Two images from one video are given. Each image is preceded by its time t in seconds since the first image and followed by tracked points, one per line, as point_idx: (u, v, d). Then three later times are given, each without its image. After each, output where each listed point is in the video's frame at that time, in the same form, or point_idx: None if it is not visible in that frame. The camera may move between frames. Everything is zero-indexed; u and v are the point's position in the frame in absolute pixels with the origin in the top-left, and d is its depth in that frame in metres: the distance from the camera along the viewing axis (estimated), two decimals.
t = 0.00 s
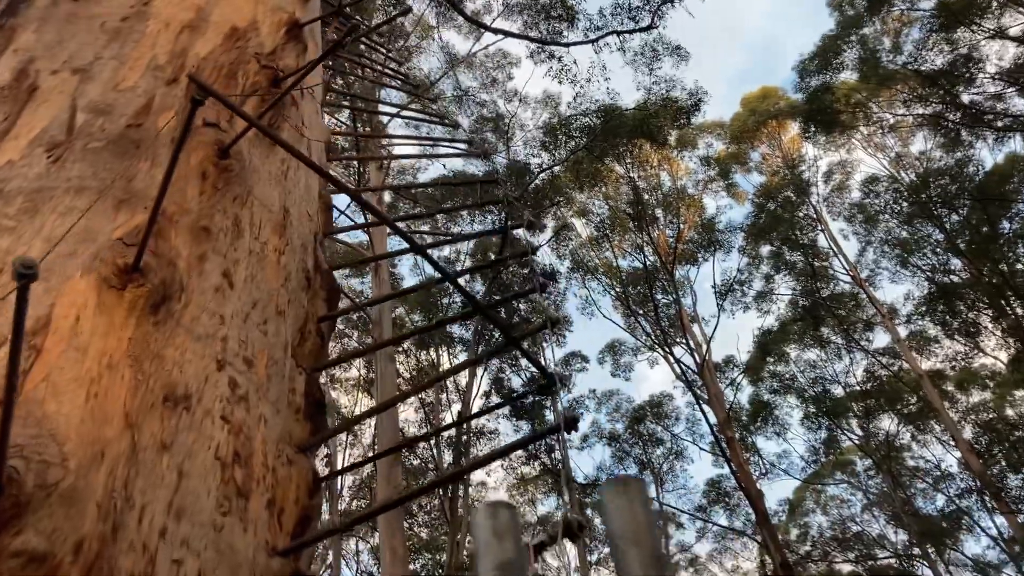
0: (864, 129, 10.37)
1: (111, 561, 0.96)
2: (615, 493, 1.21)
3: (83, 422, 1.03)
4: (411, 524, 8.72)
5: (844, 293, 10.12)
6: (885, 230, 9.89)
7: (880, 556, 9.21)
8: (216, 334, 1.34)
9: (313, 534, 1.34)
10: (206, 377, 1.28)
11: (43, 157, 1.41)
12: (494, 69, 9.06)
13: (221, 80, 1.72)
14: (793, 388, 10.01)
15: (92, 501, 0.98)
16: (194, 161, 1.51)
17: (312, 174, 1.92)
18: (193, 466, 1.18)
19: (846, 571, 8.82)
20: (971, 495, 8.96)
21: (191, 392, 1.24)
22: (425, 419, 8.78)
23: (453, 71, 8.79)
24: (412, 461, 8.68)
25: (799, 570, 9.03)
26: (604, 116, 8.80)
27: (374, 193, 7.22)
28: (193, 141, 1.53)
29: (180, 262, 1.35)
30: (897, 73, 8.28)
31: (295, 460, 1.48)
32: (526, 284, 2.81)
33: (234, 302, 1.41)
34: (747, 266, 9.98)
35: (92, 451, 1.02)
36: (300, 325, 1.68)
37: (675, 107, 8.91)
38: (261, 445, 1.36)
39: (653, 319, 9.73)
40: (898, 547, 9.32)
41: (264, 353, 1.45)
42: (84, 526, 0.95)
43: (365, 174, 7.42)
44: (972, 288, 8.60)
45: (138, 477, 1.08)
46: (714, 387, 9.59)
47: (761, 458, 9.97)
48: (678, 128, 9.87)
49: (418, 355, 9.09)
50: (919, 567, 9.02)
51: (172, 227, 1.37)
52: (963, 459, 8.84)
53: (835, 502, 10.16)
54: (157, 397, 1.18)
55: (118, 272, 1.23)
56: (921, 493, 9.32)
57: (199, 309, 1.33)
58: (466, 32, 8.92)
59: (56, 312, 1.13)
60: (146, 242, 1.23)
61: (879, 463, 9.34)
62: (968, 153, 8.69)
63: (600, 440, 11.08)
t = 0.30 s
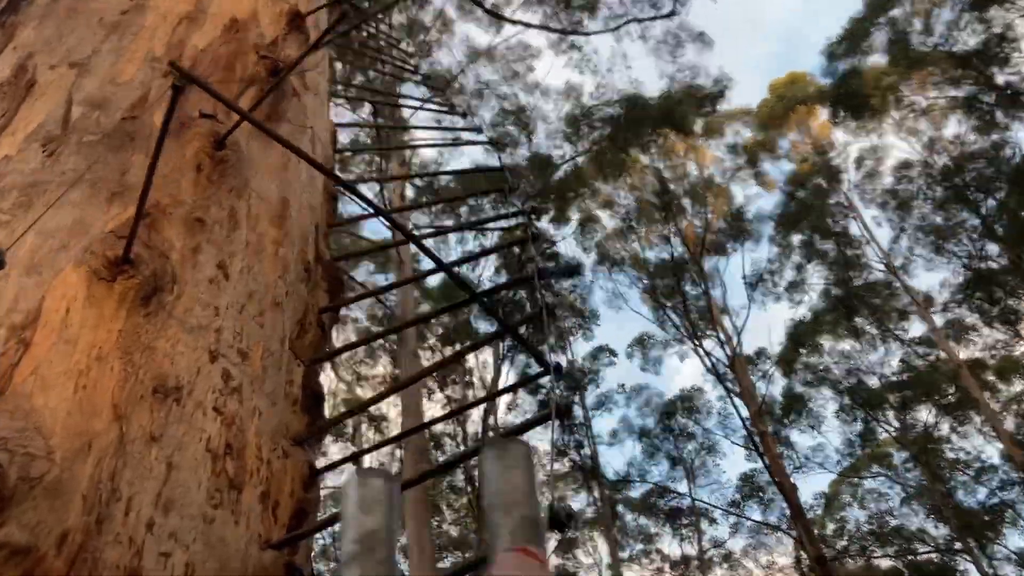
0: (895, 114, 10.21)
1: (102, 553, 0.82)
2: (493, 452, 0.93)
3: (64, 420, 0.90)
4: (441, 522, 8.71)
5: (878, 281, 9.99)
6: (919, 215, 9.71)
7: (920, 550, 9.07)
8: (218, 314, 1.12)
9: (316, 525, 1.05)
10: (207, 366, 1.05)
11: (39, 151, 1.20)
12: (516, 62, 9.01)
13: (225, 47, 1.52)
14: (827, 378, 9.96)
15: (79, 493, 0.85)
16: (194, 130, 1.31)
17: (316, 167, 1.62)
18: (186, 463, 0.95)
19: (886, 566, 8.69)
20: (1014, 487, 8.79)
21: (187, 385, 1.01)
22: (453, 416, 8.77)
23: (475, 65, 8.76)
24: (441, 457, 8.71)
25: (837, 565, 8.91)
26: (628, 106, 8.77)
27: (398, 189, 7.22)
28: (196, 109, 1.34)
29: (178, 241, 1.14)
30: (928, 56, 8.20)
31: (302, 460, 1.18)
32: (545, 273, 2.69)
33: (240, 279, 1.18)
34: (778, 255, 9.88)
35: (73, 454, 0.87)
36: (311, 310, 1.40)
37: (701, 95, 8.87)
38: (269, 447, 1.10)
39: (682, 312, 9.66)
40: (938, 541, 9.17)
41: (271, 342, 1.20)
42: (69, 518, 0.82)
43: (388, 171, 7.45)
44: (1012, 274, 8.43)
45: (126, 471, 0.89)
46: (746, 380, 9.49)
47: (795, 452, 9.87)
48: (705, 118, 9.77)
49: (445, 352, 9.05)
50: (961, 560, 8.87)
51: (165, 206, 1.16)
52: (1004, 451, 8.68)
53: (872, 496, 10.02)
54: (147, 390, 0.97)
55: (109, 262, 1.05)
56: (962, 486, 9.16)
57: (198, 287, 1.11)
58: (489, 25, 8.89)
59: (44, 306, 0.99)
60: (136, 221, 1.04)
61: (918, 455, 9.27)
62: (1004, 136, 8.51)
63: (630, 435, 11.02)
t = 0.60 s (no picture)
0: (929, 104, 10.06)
1: (91, 555, 0.82)
2: (323, 423, 0.80)
3: (57, 420, 0.89)
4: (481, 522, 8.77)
5: (916, 273, 9.83)
6: (955, 205, 9.58)
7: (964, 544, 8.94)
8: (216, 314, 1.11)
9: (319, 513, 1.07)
10: (201, 368, 1.03)
11: (39, 158, 1.20)
12: (544, 63, 9.01)
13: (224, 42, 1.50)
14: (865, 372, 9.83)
15: (67, 495, 0.85)
16: (195, 132, 1.30)
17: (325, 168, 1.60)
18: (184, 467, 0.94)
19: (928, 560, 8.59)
20: None
21: (183, 385, 1.00)
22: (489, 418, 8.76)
23: (503, 67, 8.79)
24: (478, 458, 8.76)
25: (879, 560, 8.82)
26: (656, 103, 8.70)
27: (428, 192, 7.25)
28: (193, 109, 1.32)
29: (175, 244, 1.13)
30: (961, 44, 8.03)
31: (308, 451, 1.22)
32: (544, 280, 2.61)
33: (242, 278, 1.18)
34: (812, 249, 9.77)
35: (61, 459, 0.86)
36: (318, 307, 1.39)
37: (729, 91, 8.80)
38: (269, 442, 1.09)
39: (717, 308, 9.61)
40: (982, 534, 9.03)
41: (273, 339, 1.19)
42: (56, 520, 0.82)
43: (416, 174, 7.49)
44: None
45: (119, 474, 0.89)
46: (783, 375, 9.39)
47: (834, 446, 9.77)
48: (736, 113, 9.69)
49: (480, 353, 9.06)
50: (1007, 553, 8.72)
51: (163, 208, 1.16)
52: None
53: (914, 489, 9.89)
54: (140, 393, 0.96)
55: (102, 266, 1.04)
56: (1006, 477, 9.01)
57: (194, 290, 1.11)
58: (515, 27, 8.90)
59: (37, 312, 0.99)
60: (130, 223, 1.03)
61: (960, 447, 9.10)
62: None
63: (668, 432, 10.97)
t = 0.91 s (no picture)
0: (956, 81, 9.92)
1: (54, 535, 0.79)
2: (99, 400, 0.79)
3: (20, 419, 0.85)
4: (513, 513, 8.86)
5: (947, 254, 9.77)
6: (986, 183, 9.47)
7: (1004, 525, 8.82)
8: (192, 303, 1.08)
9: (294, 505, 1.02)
10: (174, 359, 1.01)
11: (18, 155, 1.19)
12: (564, 54, 8.97)
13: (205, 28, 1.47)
14: (898, 355, 9.75)
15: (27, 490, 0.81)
16: (174, 122, 1.27)
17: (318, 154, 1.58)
18: (153, 452, 0.91)
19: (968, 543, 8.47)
20: None
21: (154, 374, 0.97)
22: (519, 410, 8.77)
23: (524, 58, 8.78)
24: (510, 450, 8.77)
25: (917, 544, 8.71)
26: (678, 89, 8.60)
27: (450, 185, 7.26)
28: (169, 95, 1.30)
29: (152, 235, 1.10)
30: (989, 19, 7.92)
31: (276, 439, 1.13)
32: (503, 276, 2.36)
33: (220, 268, 1.15)
34: (841, 232, 9.66)
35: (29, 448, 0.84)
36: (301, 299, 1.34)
37: (751, 75, 8.80)
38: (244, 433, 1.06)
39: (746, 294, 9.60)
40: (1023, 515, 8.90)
41: (250, 329, 1.16)
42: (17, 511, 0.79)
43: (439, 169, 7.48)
44: None
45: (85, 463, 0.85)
46: (813, 359, 9.31)
47: (867, 430, 9.67)
48: (759, 97, 9.59)
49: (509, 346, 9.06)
50: None
51: (141, 200, 1.13)
52: None
53: (951, 471, 9.77)
54: (112, 380, 0.93)
55: (74, 258, 1.01)
56: None
57: (171, 280, 1.07)
58: (534, 17, 8.87)
59: (8, 305, 0.96)
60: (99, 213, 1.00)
61: (996, 428, 8.93)
62: None
63: (698, 419, 10.93)
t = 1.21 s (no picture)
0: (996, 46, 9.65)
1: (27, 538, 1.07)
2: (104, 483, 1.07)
3: (37, 408, 1.19)
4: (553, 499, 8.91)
5: (989, 224, 9.39)
6: None
7: None
8: (176, 317, 1.40)
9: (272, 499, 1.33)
10: (160, 353, 1.34)
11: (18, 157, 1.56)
12: (591, 38, 8.91)
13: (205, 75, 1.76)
14: (942, 328, 9.56)
15: (10, 483, 1.10)
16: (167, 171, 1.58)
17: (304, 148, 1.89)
18: (131, 442, 1.23)
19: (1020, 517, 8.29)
20: None
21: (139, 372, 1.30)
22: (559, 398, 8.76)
23: (550, 44, 8.74)
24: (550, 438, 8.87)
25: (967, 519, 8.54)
26: (706, 70, 8.51)
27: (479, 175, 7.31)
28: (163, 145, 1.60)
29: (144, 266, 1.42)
30: None
31: (267, 431, 1.46)
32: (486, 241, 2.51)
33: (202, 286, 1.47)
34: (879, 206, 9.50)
35: (13, 443, 1.14)
36: (295, 289, 1.70)
37: (779, 52, 8.72)
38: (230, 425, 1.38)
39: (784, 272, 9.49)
40: None
41: (239, 328, 1.49)
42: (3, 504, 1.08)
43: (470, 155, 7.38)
44: None
45: (68, 458, 1.16)
46: (855, 335, 9.17)
47: (913, 405, 9.49)
48: (790, 73, 9.45)
49: (545, 334, 9.16)
50: None
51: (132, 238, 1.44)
52: None
53: (1003, 446, 9.55)
54: (97, 375, 1.26)
55: (58, 257, 1.35)
56: None
57: (156, 303, 1.40)
58: (559, 4, 8.85)
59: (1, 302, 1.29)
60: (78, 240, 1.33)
61: None
62: None
63: (741, 401, 10.82)
